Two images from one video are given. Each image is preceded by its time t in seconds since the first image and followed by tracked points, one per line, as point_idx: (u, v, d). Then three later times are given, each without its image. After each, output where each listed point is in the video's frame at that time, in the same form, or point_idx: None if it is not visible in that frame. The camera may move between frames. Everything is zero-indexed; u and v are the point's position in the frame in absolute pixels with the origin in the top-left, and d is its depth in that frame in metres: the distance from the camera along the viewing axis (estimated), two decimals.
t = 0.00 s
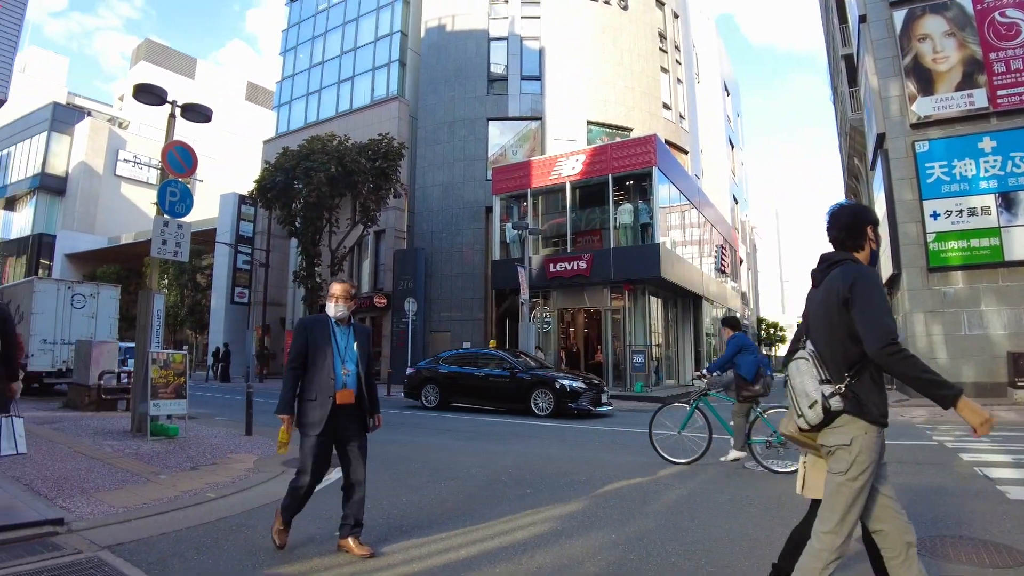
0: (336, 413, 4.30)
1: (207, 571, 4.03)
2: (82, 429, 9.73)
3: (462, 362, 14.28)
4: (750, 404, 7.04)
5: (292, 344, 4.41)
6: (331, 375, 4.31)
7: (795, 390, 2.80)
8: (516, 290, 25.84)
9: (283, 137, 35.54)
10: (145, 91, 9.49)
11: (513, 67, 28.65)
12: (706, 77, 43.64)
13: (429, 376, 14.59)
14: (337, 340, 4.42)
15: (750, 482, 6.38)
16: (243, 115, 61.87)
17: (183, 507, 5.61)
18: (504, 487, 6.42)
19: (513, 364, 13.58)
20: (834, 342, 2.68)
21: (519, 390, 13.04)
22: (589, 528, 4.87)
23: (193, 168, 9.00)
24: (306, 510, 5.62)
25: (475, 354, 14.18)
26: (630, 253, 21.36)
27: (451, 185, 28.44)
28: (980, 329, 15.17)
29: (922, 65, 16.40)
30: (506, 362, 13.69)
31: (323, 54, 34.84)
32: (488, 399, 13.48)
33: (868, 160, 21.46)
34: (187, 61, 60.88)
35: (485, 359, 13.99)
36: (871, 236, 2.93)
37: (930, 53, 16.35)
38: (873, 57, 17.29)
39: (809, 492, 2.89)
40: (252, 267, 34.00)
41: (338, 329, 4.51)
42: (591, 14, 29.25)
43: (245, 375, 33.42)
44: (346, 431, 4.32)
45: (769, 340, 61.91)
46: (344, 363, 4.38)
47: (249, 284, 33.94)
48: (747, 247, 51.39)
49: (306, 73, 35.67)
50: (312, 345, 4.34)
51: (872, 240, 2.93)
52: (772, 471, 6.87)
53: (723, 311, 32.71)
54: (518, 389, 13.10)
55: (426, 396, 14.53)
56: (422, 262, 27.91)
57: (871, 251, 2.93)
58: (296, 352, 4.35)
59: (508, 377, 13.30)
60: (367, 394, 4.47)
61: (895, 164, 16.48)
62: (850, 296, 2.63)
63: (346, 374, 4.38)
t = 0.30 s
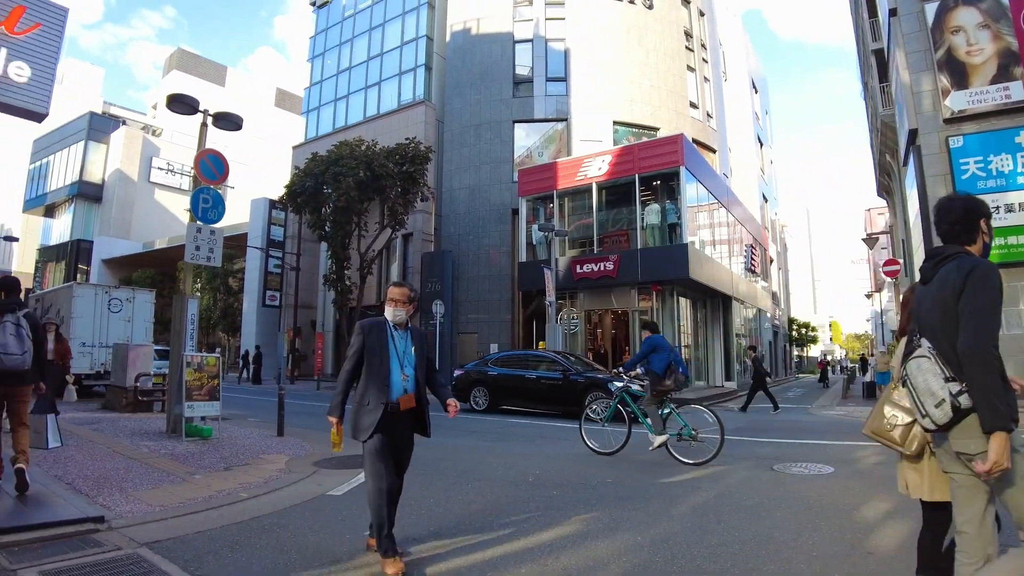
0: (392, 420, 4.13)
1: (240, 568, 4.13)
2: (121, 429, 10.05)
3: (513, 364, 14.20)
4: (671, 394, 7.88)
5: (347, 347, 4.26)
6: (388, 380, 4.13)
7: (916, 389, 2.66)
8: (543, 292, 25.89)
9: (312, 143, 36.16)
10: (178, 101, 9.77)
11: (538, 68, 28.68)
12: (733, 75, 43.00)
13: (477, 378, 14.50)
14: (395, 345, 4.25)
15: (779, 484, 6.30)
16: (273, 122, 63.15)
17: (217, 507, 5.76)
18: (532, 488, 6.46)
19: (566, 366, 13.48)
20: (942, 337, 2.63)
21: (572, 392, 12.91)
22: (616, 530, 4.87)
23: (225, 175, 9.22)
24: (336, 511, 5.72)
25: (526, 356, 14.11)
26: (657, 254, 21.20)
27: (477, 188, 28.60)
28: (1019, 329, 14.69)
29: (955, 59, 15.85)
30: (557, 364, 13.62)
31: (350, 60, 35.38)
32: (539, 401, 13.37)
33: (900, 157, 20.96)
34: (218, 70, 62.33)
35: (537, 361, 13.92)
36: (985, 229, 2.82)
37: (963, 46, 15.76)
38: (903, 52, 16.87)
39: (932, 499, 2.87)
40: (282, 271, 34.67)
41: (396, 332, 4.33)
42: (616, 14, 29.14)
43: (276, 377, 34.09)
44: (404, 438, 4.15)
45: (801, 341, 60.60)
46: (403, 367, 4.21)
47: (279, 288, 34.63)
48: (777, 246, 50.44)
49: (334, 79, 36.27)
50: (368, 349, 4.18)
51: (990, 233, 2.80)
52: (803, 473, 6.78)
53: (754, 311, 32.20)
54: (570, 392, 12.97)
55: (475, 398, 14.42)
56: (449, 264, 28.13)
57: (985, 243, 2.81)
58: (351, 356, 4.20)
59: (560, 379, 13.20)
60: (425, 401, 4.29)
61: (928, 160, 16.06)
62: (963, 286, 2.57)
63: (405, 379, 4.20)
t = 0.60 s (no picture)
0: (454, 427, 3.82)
1: (269, 565, 4.23)
2: (154, 430, 10.32)
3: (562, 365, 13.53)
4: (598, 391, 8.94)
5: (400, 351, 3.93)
6: (449, 384, 3.82)
7: None
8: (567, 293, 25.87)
9: (338, 147, 36.67)
10: (207, 108, 10.00)
11: (562, 69, 28.66)
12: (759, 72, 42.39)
13: (523, 380, 14.44)
14: (451, 346, 3.95)
15: (806, 486, 6.23)
16: (300, 127, 64.22)
17: (246, 506, 5.88)
18: (557, 489, 6.48)
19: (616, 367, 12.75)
20: None
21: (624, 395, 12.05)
22: (640, 531, 4.86)
23: (253, 180, 9.41)
24: (363, 510, 5.81)
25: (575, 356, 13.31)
26: (683, 253, 21.00)
27: (501, 189, 28.68)
28: None
29: (988, 51, 15.28)
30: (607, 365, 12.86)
31: (374, 64, 35.81)
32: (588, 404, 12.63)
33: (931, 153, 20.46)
34: (247, 77, 63.63)
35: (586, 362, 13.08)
36: None
37: (996, 38, 15.15)
38: (934, 45, 16.45)
39: None
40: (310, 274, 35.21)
41: (450, 333, 4.02)
42: (639, 13, 28.98)
43: (305, 378, 34.65)
44: (467, 445, 3.86)
45: (831, 341, 59.38)
46: (462, 370, 3.92)
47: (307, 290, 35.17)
48: (806, 245, 49.50)
49: (359, 83, 36.75)
50: (424, 352, 3.86)
51: None
52: (831, 475, 6.68)
53: (783, 311, 31.68)
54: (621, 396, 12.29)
55: (523, 399, 14.30)
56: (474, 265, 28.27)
57: None
58: (407, 361, 3.87)
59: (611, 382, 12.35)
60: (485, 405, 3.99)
61: (960, 156, 15.67)
62: None
63: (464, 382, 3.91)
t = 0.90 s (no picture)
0: (519, 433, 3.72)
1: (297, 565, 4.30)
2: (186, 431, 10.56)
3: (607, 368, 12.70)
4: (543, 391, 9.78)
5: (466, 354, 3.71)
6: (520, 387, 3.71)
7: None
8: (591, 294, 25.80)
9: (362, 150, 37.10)
10: (234, 114, 10.19)
11: (583, 69, 28.59)
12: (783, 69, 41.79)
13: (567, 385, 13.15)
14: (515, 349, 3.81)
15: (833, 489, 6.14)
16: (324, 132, 65.15)
17: (272, 506, 5.98)
18: (580, 491, 6.47)
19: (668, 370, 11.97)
20: None
21: (677, 399, 11.54)
22: (663, 533, 4.84)
23: (279, 185, 9.61)
24: (388, 510, 5.87)
25: (621, 359, 12.60)
26: (708, 253, 20.78)
27: (524, 191, 28.72)
28: None
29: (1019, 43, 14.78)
30: (659, 368, 12.10)
31: (397, 68, 36.18)
32: (638, 409, 11.97)
33: (961, 148, 19.96)
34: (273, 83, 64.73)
35: (633, 364, 12.41)
36: None
37: None
38: (963, 37, 16.09)
39: None
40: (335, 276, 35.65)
41: (512, 334, 3.89)
42: (660, 12, 28.80)
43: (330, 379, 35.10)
44: (531, 452, 3.76)
45: (860, 341, 58.15)
46: (526, 375, 3.79)
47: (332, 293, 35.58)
48: (833, 244, 48.57)
49: (381, 87, 37.16)
50: (493, 356, 3.69)
51: None
52: (859, 478, 6.56)
53: (810, 311, 31.13)
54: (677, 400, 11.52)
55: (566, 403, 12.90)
56: (497, 267, 28.34)
57: None
58: (476, 365, 3.67)
59: (662, 385, 11.76)
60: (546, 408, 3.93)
61: (991, 152, 15.27)
62: None
63: (527, 388, 3.79)
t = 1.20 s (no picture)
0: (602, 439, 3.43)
1: (322, 565, 4.37)
2: (214, 433, 10.78)
3: (651, 371, 12.43)
4: (501, 391, 10.78)
5: (542, 354, 3.47)
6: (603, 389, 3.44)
7: None
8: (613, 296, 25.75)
9: (383, 155, 37.47)
10: (257, 120, 10.37)
11: (604, 70, 28.48)
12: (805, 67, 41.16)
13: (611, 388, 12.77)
14: (593, 348, 3.56)
15: (858, 493, 6.02)
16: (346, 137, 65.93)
17: (297, 506, 6.08)
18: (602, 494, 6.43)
19: (718, 372, 11.66)
20: None
21: (726, 403, 11.27)
22: (686, 536, 4.81)
23: (302, 190, 9.76)
24: (409, 512, 5.93)
25: (666, 361, 12.31)
26: (732, 254, 20.58)
27: (544, 193, 28.74)
28: None
29: None
30: (708, 370, 11.77)
31: (418, 73, 36.48)
32: (686, 413, 11.69)
33: (991, 145, 19.45)
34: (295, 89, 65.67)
35: (679, 366, 12.11)
36: None
37: None
38: (991, 32, 15.59)
39: None
40: (358, 279, 36.03)
41: (591, 335, 3.64)
42: (680, 12, 28.59)
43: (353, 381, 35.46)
44: (612, 462, 3.44)
45: (888, 343, 56.98)
46: (607, 378, 3.52)
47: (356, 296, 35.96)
48: (858, 244, 47.67)
49: (402, 92, 37.48)
50: (573, 356, 3.43)
51: None
52: (887, 482, 6.44)
53: (835, 312, 30.60)
54: (726, 404, 11.26)
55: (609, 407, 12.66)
56: (518, 269, 28.37)
57: None
58: (554, 365, 3.41)
59: (711, 388, 11.48)
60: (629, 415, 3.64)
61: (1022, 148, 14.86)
62: None
63: (609, 391, 3.50)
